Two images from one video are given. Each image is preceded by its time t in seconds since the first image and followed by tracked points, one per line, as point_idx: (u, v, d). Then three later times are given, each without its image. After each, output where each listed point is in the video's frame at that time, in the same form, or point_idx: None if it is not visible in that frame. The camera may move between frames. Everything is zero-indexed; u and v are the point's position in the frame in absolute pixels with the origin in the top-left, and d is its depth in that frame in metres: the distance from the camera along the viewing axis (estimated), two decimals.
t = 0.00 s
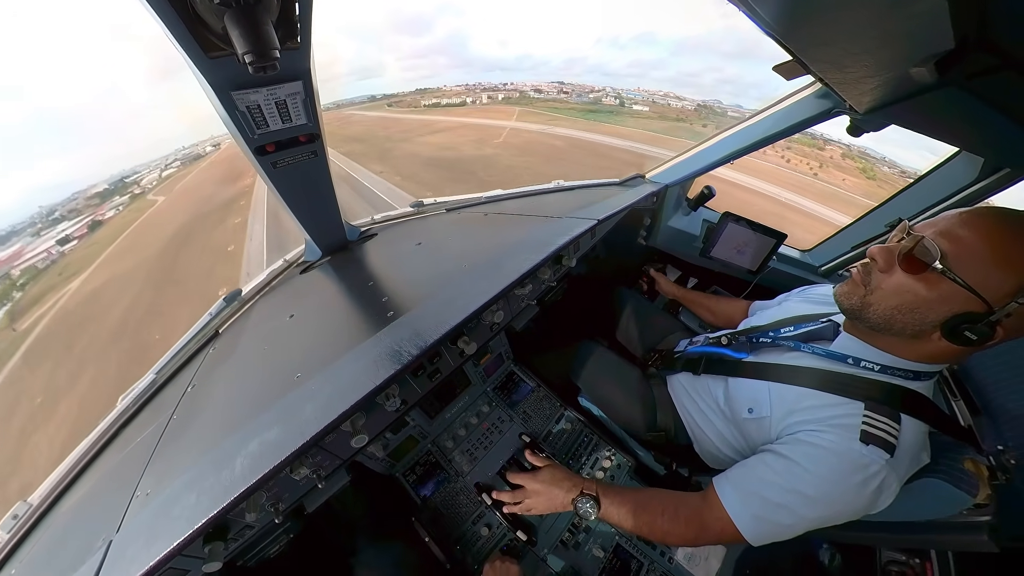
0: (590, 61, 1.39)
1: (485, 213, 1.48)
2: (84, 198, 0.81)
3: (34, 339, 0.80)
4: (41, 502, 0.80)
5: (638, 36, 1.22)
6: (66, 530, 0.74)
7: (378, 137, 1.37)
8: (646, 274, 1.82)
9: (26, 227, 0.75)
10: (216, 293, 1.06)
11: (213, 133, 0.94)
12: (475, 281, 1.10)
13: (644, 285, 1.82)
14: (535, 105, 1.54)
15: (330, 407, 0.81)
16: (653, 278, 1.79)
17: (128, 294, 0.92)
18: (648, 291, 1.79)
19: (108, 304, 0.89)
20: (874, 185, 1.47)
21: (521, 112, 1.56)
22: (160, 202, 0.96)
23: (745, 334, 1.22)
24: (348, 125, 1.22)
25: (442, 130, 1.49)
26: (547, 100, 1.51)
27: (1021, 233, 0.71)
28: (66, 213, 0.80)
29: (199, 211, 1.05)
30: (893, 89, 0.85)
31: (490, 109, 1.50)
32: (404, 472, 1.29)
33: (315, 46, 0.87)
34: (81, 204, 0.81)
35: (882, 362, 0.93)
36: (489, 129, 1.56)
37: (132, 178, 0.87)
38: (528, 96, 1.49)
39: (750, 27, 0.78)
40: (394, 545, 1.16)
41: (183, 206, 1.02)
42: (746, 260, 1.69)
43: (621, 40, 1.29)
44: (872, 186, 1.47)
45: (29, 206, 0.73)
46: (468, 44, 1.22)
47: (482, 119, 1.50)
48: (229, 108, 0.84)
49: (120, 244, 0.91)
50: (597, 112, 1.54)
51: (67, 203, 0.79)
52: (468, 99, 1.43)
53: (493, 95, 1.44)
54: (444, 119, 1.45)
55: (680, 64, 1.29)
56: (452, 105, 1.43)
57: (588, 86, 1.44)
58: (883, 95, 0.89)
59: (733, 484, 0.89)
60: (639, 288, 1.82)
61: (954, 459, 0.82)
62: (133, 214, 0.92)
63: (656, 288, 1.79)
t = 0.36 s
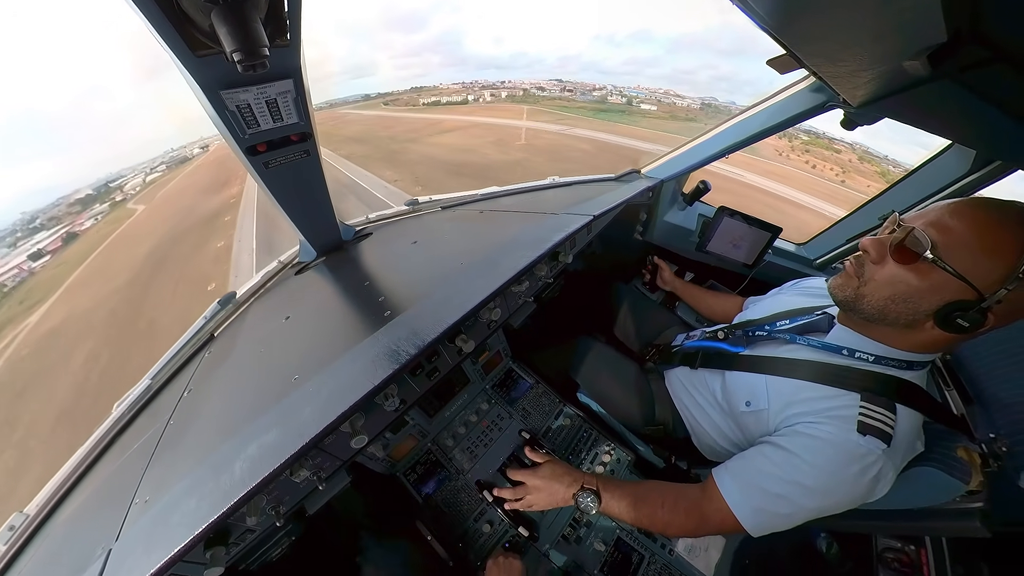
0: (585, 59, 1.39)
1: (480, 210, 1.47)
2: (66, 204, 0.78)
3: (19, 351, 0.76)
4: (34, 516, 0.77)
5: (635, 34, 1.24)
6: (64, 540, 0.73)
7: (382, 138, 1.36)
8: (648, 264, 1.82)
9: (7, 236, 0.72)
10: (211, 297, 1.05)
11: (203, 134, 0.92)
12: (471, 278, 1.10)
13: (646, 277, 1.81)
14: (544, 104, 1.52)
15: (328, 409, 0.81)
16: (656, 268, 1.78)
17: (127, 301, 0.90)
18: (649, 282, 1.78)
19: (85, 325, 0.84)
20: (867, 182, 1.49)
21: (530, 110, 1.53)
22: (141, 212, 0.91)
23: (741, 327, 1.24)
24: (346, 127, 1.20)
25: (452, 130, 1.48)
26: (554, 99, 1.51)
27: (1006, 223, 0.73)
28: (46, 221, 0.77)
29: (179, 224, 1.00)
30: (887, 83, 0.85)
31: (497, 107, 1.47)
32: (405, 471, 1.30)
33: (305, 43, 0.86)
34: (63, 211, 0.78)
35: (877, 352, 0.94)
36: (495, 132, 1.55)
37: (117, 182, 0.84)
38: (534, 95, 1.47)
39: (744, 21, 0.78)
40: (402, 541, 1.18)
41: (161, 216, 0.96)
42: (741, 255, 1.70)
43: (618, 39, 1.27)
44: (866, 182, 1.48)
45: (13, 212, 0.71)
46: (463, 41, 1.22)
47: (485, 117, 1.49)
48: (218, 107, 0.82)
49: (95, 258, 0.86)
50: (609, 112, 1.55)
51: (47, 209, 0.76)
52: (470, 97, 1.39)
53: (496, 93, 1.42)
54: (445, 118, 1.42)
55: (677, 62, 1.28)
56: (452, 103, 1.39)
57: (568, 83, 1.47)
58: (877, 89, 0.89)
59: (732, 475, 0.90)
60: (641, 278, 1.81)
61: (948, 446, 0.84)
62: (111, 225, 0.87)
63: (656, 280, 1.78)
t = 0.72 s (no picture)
0: (580, 56, 1.38)
1: (476, 209, 1.46)
2: (47, 211, 0.76)
3: None
4: (32, 525, 0.77)
5: (633, 31, 1.24)
6: (59, 549, 0.72)
7: (386, 139, 1.35)
8: (641, 261, 1.84)
9: None
10: (204, 300, 1.04)
11: (192, 136, 0.91)
12: (467, 277, 1.09)
13: (640, 273, 1.83)
14: (553, 103, 1.51)
15: (325, 411, 0.80)
16: (650, 265, 1.80)
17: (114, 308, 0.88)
18: (643, 279, 1.80)
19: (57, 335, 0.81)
20: (860, 176, 1.51)
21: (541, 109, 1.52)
22: (118, 223, 0.88)
23: (735, 326, 1.25)
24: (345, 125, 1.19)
25: (462, 129, 1.45)
26: (563, 97, 1.49)
27: (1004, 222, 0.73)
28: (23, 231, 0.74)
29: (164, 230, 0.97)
30: (880, 77, 0.85)
31: (503, 105, 1.46)
32: (405, 471, 1.30)
33: (295, 41, 0.84)
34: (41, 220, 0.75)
35: (872, 351, 0.95)
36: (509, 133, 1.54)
37: (100, 187, 0.82)
38: (541, 93, 1.47)
39: (738, 16, 0.79)
40: (401, 543, 1.17)
41: (145, 222, 0.93)
42: (735, 249, 1.70)
43: (615, 36, 1.27)
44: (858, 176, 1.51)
45: None
46: (458, 40, 1.19)
47: (492, 117, 1.47)
48: (206, 108, 0.81)
49: (75, 268, 0.83)
50: (623, 112, 1.53)
51: (25, 218, 0.73)
52: (471, 95, 1.37)
53: (501, 91, 1.41)
54: (451, 118, 1.40)
55: (672, 60, 1.27)
56: (453, 102, 1.36)
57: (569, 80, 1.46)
58: (870, 83, 0.90)
59: (728, 475, 0.91)
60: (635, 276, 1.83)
61: (942, 438, 0.87)
62: (89, 237, 0.84)
63: (651, 276, 1.80)
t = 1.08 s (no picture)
0: (575, 54, 1.39)
1: (470, 207, 1.45)
2: (26, 218, 0.74)
3: None
4: (19, 539, 0.74)
5: (629, 29, 1.25)
6: (48, 562, 0.69)
7: (396, 139, 1.41)
8: (635, 262, 1.84)
9: None
10: (194, 304, 1.01)
11: (180, 137, 0.88)
12: (463, 276, 1.08)
13: (634, 273, 1.84)
14: (564, 102, 1.54)
15: (321, 414, 0.79)
16: (643, 264, 1.81)
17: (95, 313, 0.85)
18: (638, 278, 1.81)
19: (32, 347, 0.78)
20: (851, 169, 1.54)
21: (550, 109, 1.56)
22: (93, 235, 0.85)
23: (729, 318, 1.26)
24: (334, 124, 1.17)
25: (459, 127, 1.48)
26: (570, 96, 1.51)
27: (983, 213, 0.75)
28: None
29: (145, 241, 0.94)
30: (870, 75, 0.87)
31: (511, 104, 1.52)
32: (403, 473, 1.29)
33: (285, 39, 0.83)
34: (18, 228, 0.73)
35: (862, 340, 0.97)
36: (527, 134, 1.59)
37: (83, 193, 0.80)
38: (547, 91, 1.50)
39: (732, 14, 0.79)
40: (399, 546, 1.16)
41: (121, 233, 0.90)
42: (730, 246, 1.73)
43: (611, 33, 1.28)
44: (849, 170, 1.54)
45: None
46: (451, 37, 1.19)
47: (503, 116, 1.53)
48: (194, 106, 0.79)
49: (60, 271, 0.81)
50: (636, 112, 1.54)
51: None
52: (472, 93, 1.40)
53: (506, 89, 1.48)
54: (461, 117, 1.46)
55: (668, 57, 1.33)
56: (457, 100, 1.40)
57: (580, 79, 1.44)
58: (859, 81, 0.91)
59: (724, 463, 0.92)
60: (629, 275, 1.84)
61: (931, 427, 0.89)
62: (59, 253, 0.81)
63: (644, 275, 1.82)
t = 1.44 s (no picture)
0: (571, 53, 1.36)
1: (464, 206, 1.45)
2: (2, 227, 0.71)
3: None
4: (9, 551, 0.72)
5: (626, 25, 1.25)
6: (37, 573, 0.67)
7: (408, 140, 1.38)
8: (629, 258, 1.86)
9: None
10: (185, 307, 1.00)
11: (169, 138, 0.87)
12: (458, 275, 1.08)
13: (629, 270, 1.83)
14: (575, 101, 1.54)
15: (318, 416, 0.78)
16: (636, 262, 1.82)
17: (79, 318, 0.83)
18: (631, 275, 1.82)
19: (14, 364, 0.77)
20: (843, 166, 1.56)
21: (558, 108, 1.55)
22: (65, 252, 0.82)
23: (725, 314, 1.27)
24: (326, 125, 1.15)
25: (460, 124, 1.46)
26: (580, 95, 1.50)
27: (973, 209, 0.77)
28: None
29: (127, 251, 0.91)
30: (860, 73, 0.88)
31: (520, 103, 1.51)
32: (400, 475, 1.28)
33: (274, 37, 0.81)
34: None
35: (854, 334, 0.98)
36: (543, 136, 1.59)
37: (66, 200, 0.78)
38: (554, 90, 1.48)
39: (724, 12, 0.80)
40: (400, 546, 1.16)
41: (98, 253, 0.88)
42: (723, 243, 1.74)
43: (607, 30, 1.29)
44: (840, 166, 1.55)
45: None
46: (445, 35, 1.17)
47: (508, 114, 1.51)
48: (181, 105, 0.77)
49: (36, 283, 0.79)
50: (649, 112, 1.55)
51: None
52: (475, 91, 1.40)
53: (510, 88, 1.46)
54: (472, 116, 1.46)
55: (662, 54, 1.32)
56: (458, 98, 1.40)
57: (586, 78, 1.44)
58: (850, 79, 0.92)
59: (721, 457, 0.93)
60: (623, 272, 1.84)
61: (922, 418, 0.91)
62: (25, 274, 0.77)
63: (638, 272, 1.82)
